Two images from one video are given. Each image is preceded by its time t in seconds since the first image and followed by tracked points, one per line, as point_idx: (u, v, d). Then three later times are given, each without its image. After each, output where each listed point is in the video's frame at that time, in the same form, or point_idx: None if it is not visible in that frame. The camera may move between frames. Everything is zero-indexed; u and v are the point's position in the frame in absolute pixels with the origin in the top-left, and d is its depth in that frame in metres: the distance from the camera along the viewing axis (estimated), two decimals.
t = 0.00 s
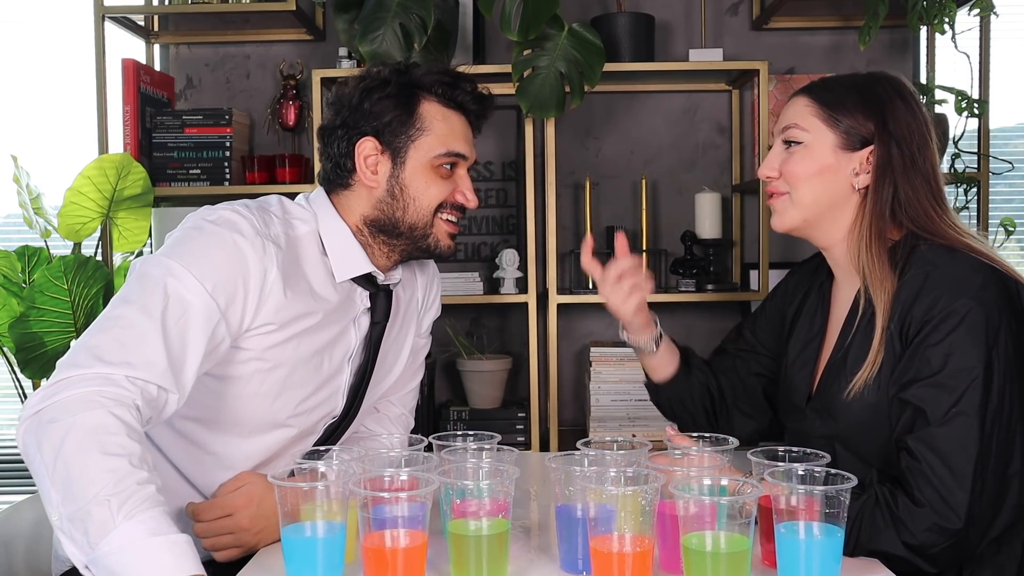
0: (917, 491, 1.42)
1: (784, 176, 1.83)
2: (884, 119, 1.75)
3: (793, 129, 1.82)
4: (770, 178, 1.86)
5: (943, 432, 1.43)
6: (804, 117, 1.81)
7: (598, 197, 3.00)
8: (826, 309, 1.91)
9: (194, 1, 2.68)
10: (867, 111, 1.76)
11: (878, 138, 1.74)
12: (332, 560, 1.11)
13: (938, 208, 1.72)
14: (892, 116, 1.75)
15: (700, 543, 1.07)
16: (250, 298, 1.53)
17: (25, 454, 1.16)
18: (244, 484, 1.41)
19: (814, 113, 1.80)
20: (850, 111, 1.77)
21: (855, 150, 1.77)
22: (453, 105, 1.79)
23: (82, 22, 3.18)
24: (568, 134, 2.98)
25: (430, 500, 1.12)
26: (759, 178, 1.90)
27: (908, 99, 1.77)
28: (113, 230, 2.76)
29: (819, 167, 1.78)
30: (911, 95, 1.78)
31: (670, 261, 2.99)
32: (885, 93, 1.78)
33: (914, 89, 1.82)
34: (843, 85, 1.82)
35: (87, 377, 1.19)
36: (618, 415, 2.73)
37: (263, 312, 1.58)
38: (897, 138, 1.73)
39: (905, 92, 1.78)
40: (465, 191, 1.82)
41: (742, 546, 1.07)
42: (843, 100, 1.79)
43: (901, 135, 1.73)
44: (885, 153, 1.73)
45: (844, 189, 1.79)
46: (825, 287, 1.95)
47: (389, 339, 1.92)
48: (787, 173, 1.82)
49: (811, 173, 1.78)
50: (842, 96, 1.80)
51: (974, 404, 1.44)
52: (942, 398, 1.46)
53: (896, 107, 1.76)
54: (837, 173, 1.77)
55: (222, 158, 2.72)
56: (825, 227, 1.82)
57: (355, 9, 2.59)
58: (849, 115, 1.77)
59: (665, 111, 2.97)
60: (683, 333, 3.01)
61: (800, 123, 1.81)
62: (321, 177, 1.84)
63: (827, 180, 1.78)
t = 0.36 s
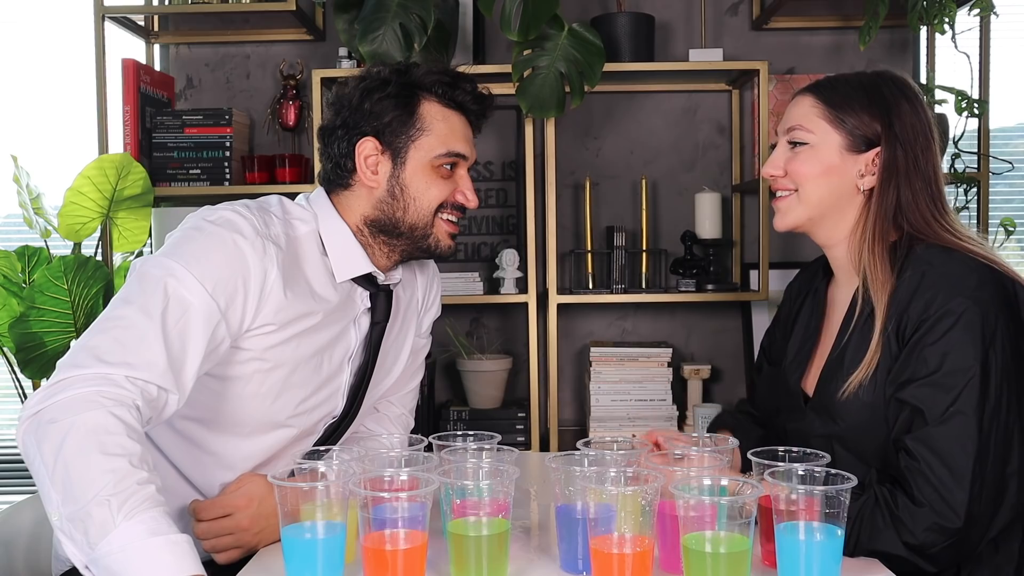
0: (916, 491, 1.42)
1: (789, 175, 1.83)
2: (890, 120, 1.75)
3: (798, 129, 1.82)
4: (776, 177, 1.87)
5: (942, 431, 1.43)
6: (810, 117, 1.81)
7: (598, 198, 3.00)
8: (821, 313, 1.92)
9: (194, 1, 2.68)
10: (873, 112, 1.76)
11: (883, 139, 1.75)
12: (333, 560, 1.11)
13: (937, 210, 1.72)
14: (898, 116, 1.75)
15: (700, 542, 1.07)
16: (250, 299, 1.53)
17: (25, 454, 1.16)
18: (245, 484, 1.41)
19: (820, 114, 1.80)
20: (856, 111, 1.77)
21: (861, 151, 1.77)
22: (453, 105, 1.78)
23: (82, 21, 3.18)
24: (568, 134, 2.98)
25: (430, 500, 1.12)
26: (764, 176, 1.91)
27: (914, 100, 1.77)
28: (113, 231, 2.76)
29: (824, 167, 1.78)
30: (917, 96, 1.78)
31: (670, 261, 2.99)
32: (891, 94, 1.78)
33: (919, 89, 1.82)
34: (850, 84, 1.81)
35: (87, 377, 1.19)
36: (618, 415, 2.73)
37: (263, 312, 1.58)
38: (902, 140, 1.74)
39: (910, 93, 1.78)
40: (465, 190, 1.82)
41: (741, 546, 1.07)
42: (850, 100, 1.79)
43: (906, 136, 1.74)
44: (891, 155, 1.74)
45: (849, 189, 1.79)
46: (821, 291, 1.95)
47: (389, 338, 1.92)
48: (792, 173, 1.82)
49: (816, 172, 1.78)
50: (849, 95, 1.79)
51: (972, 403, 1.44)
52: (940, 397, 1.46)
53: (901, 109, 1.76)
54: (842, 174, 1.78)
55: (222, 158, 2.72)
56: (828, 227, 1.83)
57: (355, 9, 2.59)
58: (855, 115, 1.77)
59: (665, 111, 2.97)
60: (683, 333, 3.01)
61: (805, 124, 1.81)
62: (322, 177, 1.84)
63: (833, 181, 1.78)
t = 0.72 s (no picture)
0: (916, 489, 1.42)
1: (791, 176, 1.83)
2: (890, 120, 1.75)
3: (799, 131, 1.82)
4: (777, 179, 1.87)
5: (940, 430, 1.43)
6: (810, 119, 1.81)
7: (598, 197, 3.00)
8: (822, 313, 1.92)
9: (194, 1, 2.68)
10: (872, 112, 1.76)
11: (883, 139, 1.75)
12: (332, 559, 1.11)
13: (941, 210, 1.72)
14: (897, 115, 1.75)
15: (700, 542, 1.07)
16: (251, 299, 1.53)
17: (25, 455, 1.16)
18: (242, 484, 1.41)
19: (820, 116, 1.80)
20: (856, 112, 1.77)
21: (861, 151, 1.77)
22: (453, 105, 1.78)
23: (82, 21, 3.18)
24: (568, 134, 2.98)
25: (430, 500, 1.12)
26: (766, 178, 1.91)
27: (913, 99, 1.77)
28: (113, 231, 2.76)
29: (825, 167, 1.78)
30: (915, 95, 1.78)
31: (670, 261, 2.99)
32: (890, 94, 1.78)
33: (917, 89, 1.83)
34: (849, 85, 1.82)
35: (87, 377, 1.19)
36: (618, 415, 2.73)
37: (263, 313, 1.57)
38: (902, 139, 1.74)
39: (909, 92, 1.78)
40: (466, 190, 1.81)
41: (741, 546, 1.07)
42: (849, 101, 1.79)
43: (907, 135, 1.74)
44: (892, 155, 1.74)
45: (850, 190, 1.79)
46: (822, 291, 1.96)
47: (389, 338, 1.92)
48: (794, 173, 1.82)
49: (818, 173, 1.78)
50: (848, 95, 1.80)
51: (969, 402, 1.44)
52: (938, 396, 1.46)
53: (900, 107, 1.76)
54: (843, 174, 1.78)
55: (222, 158, 2.72)
56: (830, 227, 1.82)
57: (355, 9, 2.59)
58: (854, 115, 1.77)
59: (665, 111, 2.97)
60: (683, 333, 3.01)
61: (805, 127, 1.81)
62: (322, 177, 1.84)
63: (835, 181, 1.78)
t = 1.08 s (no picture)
0: (918, 488, 1.42)
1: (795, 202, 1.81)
2: (868, 118, 1.73)
3: (788, 159, 1.79)
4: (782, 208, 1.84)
5: (945, 429, 1.43)
6: (792, 143, 1.78)
7: (599, 197, 3.00)
8: (831, 312, 1.91)
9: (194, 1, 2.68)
10: (849, 116, 1.74)
11: (870, 140, 1.73)
12: (333, 559, 1.11)
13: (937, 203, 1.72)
14: (873, 111, 1.73)
15: (701, 542, 1.07)
16: (251, 300, 1.53)
17: (25, 455, 1.16)
18: (241, 484, 1.41)
19: (800, 135, 1.77)
20: (834, 120, 1.75)
21: (853, 158, 1.74)
22: (451, 102, 1.79)
23: (82, 21, 3.18)
24: (568, 134, 2.98)
25: (430, 500, 1.12)
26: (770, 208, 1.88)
27: (884, 89, 1.76)
28: (113, 230, 2.76)
29: (826, 184, 1.76)
30: (885, 82, 1.77)
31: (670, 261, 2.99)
32: (858, 89, 1.77)
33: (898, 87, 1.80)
34: (819, 96, 1.79)
35: (88, 377, 1.19)
36: (618, 415, 2.73)
37: (263, 313, 1.58)
38: (884, 134, 1.72)
39: (879, 84, 1.77)
40: (467, 187, 1.81)
41: (741, 546, 1.07)
42: (823, 110, 1.76)
43: (888, 130, 1.72)
44: (881, 154, 1.71)
45: (855, 198, 1.77)
46: (830, 291, 1.95)
47: (389, 339, 1.92)
48: (797, 199, 1.79)
49: (821, 193, 1.76)
50: (821, 104, 1.77)
51: (975, 402, 1.44)
52: (944, 395, 1.46)
53: (873, 102, 1.74)
54: (845, 185, 1.76)
55: (222, 158, 2.72)
56: (844, 239, 1.80)
57: (355, 9, 2.59)
58: (833, 124, 1.75)
59: (665, 111, 2.97)
60: (683, 333, 3.01)
61: (791, 151, 1.78)
62: (321, 179, 1.84)
63: (840, 196, 1.76)
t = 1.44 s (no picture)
0: (911, 492, 1.42)
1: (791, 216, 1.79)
2: (847, 122, 1.72)
3: (776, 176, 1.77)
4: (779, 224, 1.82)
5: (939, 434, 1.43)
6: (778, 159, 1.77)
7: (598, 198, 3.00)
8: (834, 312, 1.91)
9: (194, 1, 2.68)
10: (829, 122, 1.73)
11: (852, 146, 1.71)
12: (332, 559, 1.11)
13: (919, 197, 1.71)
14: (850, 113, 1.72)
15: (700, 542, 1.07)
16: (231, 303, 1.53)
17: (15, 470, 1.17)
18: (239, 485, 1.41)
19: (784, 151, 1.76)
20: (813, 129, 1.73)
21: (840, 164, 1.73)
22: (423, 83, 1.78)
23: (82, 21, 3.18)
24: (568, 134, 2.98)
25: (430, 500, 1.12)
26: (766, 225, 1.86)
27: (859, 91, 1.74)
28: (113, 231, 2.76)
29: (819, 195, 1.74)
30: (860, 84, 1.75)
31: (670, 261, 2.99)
32: (833, 94, 1.75)
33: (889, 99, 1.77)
34: (797, 107, 1.78)
35: (71, 391, 1.19)
36: (618, 415, 2.73)
37: (244, 315, 1.58)
38: (863, 133, 1.70)
39: (855, 85, 1.75)
40: (451, 167, 1.79)
41: (741, 546, 1.07)
42: (802, 120, 1.75)
43: (867, 131, 1.70)
44: (865, 158, 1.69)
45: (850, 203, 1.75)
46: (833, 290, 1.95)
47: (380, 339, 1.91)
48: (793, 214, 1.77)
49: (815, 205, 1.75)
50: (799, 116, 1.76)
51: (971, 407, 1.44)
52: (941, 402, 1.46)
53: (851, 107, 1.73)
54: (837, 192, 1.74)
55: (222, 158, 2.72)
56: (845, 246, 1.78)
57: (355, 9, 2.59)
58: (813, 132, 1.73)
59: (665, 111, 2.97)
60: (683, 333, 3.01)
61: (778, 168, 1.77)
62: (307, 179, 1.85)
63: (833, 205, 1.75)
